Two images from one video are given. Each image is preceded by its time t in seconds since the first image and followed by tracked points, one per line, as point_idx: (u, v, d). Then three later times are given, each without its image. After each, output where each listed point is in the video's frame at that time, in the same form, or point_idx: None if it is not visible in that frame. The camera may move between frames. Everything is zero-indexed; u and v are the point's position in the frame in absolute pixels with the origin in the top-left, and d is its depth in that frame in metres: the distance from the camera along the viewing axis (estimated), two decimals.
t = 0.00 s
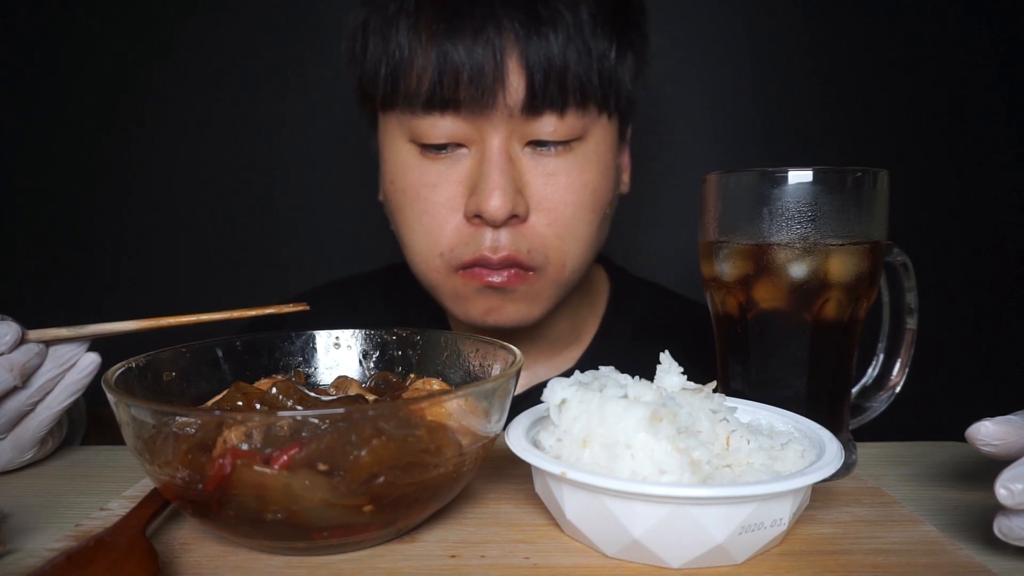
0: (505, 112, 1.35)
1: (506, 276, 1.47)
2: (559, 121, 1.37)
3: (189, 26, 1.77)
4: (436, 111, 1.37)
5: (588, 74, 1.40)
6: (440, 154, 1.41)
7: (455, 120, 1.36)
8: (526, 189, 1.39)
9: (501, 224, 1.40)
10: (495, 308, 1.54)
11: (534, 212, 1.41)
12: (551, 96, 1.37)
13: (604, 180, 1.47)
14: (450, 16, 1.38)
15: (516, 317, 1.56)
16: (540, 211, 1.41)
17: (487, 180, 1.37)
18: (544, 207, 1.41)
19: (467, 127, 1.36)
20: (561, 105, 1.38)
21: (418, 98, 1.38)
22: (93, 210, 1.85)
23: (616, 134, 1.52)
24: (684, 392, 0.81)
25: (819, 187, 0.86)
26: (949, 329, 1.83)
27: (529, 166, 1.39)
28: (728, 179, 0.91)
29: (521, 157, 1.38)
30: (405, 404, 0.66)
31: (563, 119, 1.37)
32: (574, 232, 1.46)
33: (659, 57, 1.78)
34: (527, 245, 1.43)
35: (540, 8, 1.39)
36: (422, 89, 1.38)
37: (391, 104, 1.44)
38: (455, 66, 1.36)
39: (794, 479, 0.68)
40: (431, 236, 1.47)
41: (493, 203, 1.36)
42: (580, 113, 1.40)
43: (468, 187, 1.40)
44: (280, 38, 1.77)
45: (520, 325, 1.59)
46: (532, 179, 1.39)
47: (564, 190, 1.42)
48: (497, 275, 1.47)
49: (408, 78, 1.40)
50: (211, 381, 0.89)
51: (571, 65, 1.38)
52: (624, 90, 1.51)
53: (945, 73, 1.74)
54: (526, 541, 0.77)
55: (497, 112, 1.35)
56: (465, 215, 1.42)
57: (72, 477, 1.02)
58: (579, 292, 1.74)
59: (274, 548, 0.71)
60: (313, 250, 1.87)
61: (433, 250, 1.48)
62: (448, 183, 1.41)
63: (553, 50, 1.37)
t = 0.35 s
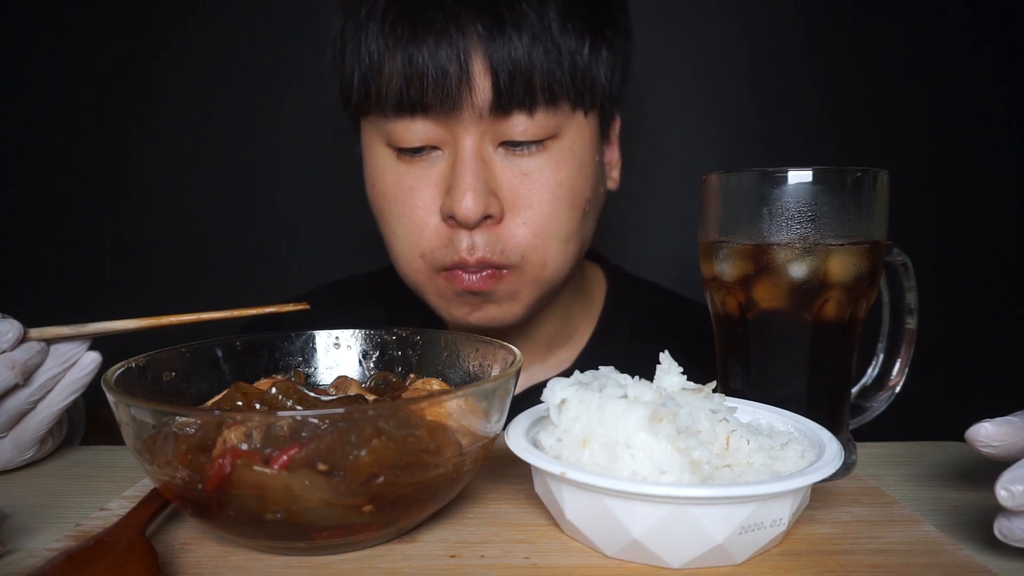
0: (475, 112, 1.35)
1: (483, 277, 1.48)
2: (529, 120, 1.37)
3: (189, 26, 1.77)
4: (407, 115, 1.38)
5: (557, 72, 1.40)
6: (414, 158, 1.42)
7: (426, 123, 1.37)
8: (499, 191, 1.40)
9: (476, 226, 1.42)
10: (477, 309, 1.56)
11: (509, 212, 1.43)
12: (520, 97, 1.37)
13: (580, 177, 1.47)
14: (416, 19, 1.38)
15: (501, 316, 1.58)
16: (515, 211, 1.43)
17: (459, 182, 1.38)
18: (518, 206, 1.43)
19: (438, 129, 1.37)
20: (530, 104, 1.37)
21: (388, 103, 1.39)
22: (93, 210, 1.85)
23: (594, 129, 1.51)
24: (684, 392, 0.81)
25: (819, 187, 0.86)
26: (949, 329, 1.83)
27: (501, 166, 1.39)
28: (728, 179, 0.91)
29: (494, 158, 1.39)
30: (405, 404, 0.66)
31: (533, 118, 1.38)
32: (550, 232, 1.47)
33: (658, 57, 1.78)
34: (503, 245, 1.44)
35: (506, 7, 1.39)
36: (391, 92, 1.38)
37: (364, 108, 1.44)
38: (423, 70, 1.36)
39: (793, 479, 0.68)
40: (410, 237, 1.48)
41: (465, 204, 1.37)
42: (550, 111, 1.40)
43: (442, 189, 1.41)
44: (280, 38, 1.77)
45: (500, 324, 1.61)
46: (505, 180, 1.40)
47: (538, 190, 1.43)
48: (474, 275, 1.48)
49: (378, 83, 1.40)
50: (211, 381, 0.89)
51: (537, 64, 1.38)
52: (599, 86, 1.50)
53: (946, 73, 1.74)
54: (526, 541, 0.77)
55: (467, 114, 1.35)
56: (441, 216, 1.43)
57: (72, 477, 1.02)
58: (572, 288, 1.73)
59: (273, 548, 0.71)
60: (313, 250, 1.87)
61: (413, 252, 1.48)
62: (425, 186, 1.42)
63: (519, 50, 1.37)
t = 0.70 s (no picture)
0: (472, 112, 1.37)
1: (475, 281, 1.52)
2: (527, 119, 1.39)
3: (189, 26, 1.77)
4: (405, 114, 1.39)
5: (554, 72, 1.39)
6: (413, 157, 1.44)
7: (425, 122, 1.39)
8: (495, 190, 1.42)
9: (471, 227, 1.45)
10: (470, 309, 1.58)
11: (505, 213, 1.45)
12: (517, 97, 1.38)
13: (579, 178, 1.48)
14: (412, 18, 1.37)
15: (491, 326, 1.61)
16: (512, 212, 1.45)
17: (458, 182, 1.41)
18: (515, 206, 1.44)
19: (436, 129, 1.39)
20: (528, 104, 1.38)
21: (387, 102, 1.41)
22: (93, 210, 1.85)
23: (593, 129, 1.50)
24: (685, 392, 0.81)
25: (820, 187, 0.86)
26: (949, 329, 1.83)
27: (498, 165, 1.41)
28: (728, 179, 0.91)
29: (492, 157, 1.41)
30: (405, 404, 0.66)
31: (530, 117, 1.39)
32: (547, 233, 1.49)
33: (658, 57, 1.78)
34: (498, 246, 1.47)
35: (502, 6, 1.37)
36: (390, 92, 1.39)
37: (363, 108, 1.46)
38: (421, 69, 1.37)
39: (793, 479, 0.68)
40: (407, 237, 1.51)
41: (464, 203, 1.41)
42: (549, 110, 1.40)
43: (440, 189, 1.43)
44: (280, 38, 1.77)
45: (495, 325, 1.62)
46: (501, 180, 1.42)
47: (535, 190, 1.44)
48: (461, 280, 1.52)
49: (377, 82, 1.41)
50: (211, 381, 0.89)
51: (534, 64, 1.38)
52: (598, 86, 1.50)
53: (946, 72, 1.74)
54: (526, 541, 0.77)
55: (465, 113, 1.37)
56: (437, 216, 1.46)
57: (72, 477, 1.02)
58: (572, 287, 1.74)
59: (273, 548, 0.71)
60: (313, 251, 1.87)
61: (409, 254, 1.52)
62: (422, 185, 1.44)
63: (516, 50, 1.36)
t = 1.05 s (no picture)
0: (480, 110, 1.35)
1: (484, 278, 1.48)
2: (534, 119, 1.37)
3: (189, 26, 1.77)
4: (411, 112, 1.37)
5: (563, 73, 1.40)
6: (419, 155, 1.41)
7: (431, 119, 1.36)
8: (502, 190, 1.39)
9: (478, 225, 1.41)
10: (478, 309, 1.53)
11: (512, 212, 1.42)
12: (525, 96, 1.36)
13: (585, 179, 1.47)
14: (422, 17, 1.39)
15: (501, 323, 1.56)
16: (519, 212, 1.42)
17: (464, 180, 1.36)
18: (522, 206, 1.41)
19: (443, 127, 1.36)
20: (535, 103, 1.37)
21: (394, 100, 1.39)
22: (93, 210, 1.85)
23: (599, 130, 1.51)
24: (684, 392, 0.81)
25: (819, 187, 0.86)
26: (949, 329, 1.83)
27: (505, 165, 1.39)
28: (728, 179, 0.91)
29: (498, 157, 1.38)
30: (405, 404, 0.66)
31: (537, 117, 1.37)
32: (553, 234, 1.46)
33: (659, 57, 1.78)
34: (505, 245, 1.44)
35: (511, 7, 1.39)
36: (397, 89, 1.38)
37: (371, 105, 1.45)
38: (430, 67, 1.37)
39: (794, 479, 0.68)
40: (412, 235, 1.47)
41: (469, 203, 1.36)
42: (555, 111, 1.39)
43: (446, 187, 1.39)
44: (280, 38, 1.77)
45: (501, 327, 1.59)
46: (509, 180, 1.39)
47: (542, 191, 1.42)
48: (477, 277, 1.48)
49: (384, 79, 1.41)
50: (211, 381, 0.90)
51: (542, 64, 1.38)
52: (605, 87, 1.51)
53: (946, 73, 1.74)
54: (526, 541, 0.77)
55: (472, 112, 1.35)
56: (443, 215, 1.42)
57: (72, 477, 1.02)
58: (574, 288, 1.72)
59: (273, 548, 0.71)
60: (313, 251, 1.87)
61: (418, 254, 1.48)
62: (428, 184, 1.41)
63: (524, 50, 1.36)
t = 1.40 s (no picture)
0: (476, 107, 1.34)
1: (481, 271, 1.46)
2: (530, 116, 1.37)
3: (189, 26, 1.77)
4: (409, 108, 1.38)
5: (560, 70, 1.40)
6: (416, 151, 1.41)
7: (428, 115, 1.36)
8: (499, 185, 1.38)
9: (474, 219, 1.39)
10: (474, 302, 1.51)
11: (508, 207, 1.40)
12: (522, 92, 1.36)
13: (581, 175, 1.46)
14: (420, 14, 1.40)
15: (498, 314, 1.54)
16: (514, 207, 1.41)
17: (459, 174, 1.35)
18: (519, 201, 1.40)
19: (440, 123, 1.36)
20: (532, 100, 1.37)
21: (392, 96, 1.39)
22: (93, 210, 1.85)
23: (597, 128, 1.52)
24: (685, 392, 0.81)
25: (819, 187, 0.86)
26: (949, 329, 1.83)
27: (501, 162, 1.38)
28: (728, 179, 0.91)
29: (494, 153, 1.37)
30: (405, 404, 0.66)
31: (533, 114, 1.37)
32: (550, 229, 1.45)
33: (659, 57, 1.78)
34: (502, 239, 1.42)
35: (508, 6, 1.39)
36: (395, 85, 1.38)
37: (370, 102, 1.45)
38: (427, 64, 1.36)
39: (794, 479, 0.68)
40: (409, 230, 1.46)
41: (464, 197, 1.35)
42: (552, 108, 1.40)
43: (443, 182, 1.39)
44: (280, 39, 1.77)
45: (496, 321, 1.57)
46: (506, 175, 1.38)
47: (539, 186, 1.41)
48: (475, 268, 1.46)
49: (382, 76, 1.41)
50: (211, 381, 0.89)
51: (539, 61, 1.38)
52: (603, 85, 1.51)
53: (946, 73, 1.74)
54: (526, 541, 0.77)
55: (468, 109, 1.34)
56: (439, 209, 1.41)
57: (72, 477, 1.02)
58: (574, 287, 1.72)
59: (273, 548, 0.71)
60: (313, 251, 1.87)
61: (416, 248, 1.46)
62: (425, 179, 1.40)
63: (521, 48, 1.37)
